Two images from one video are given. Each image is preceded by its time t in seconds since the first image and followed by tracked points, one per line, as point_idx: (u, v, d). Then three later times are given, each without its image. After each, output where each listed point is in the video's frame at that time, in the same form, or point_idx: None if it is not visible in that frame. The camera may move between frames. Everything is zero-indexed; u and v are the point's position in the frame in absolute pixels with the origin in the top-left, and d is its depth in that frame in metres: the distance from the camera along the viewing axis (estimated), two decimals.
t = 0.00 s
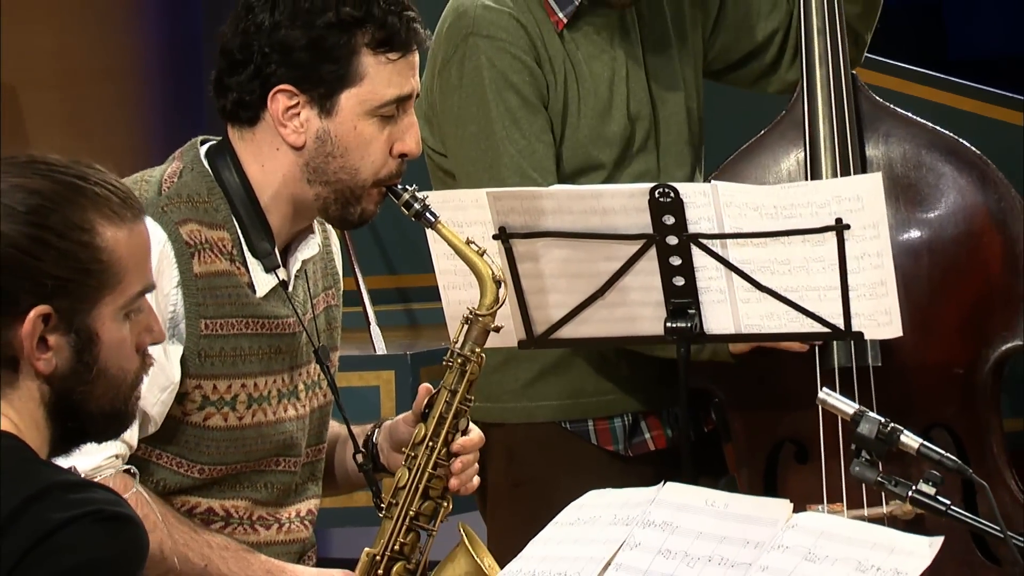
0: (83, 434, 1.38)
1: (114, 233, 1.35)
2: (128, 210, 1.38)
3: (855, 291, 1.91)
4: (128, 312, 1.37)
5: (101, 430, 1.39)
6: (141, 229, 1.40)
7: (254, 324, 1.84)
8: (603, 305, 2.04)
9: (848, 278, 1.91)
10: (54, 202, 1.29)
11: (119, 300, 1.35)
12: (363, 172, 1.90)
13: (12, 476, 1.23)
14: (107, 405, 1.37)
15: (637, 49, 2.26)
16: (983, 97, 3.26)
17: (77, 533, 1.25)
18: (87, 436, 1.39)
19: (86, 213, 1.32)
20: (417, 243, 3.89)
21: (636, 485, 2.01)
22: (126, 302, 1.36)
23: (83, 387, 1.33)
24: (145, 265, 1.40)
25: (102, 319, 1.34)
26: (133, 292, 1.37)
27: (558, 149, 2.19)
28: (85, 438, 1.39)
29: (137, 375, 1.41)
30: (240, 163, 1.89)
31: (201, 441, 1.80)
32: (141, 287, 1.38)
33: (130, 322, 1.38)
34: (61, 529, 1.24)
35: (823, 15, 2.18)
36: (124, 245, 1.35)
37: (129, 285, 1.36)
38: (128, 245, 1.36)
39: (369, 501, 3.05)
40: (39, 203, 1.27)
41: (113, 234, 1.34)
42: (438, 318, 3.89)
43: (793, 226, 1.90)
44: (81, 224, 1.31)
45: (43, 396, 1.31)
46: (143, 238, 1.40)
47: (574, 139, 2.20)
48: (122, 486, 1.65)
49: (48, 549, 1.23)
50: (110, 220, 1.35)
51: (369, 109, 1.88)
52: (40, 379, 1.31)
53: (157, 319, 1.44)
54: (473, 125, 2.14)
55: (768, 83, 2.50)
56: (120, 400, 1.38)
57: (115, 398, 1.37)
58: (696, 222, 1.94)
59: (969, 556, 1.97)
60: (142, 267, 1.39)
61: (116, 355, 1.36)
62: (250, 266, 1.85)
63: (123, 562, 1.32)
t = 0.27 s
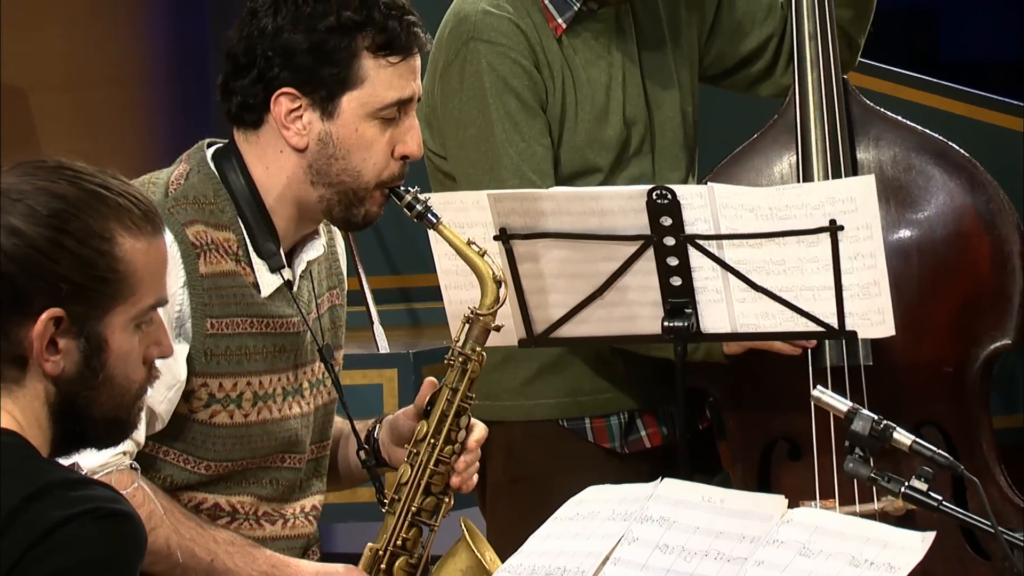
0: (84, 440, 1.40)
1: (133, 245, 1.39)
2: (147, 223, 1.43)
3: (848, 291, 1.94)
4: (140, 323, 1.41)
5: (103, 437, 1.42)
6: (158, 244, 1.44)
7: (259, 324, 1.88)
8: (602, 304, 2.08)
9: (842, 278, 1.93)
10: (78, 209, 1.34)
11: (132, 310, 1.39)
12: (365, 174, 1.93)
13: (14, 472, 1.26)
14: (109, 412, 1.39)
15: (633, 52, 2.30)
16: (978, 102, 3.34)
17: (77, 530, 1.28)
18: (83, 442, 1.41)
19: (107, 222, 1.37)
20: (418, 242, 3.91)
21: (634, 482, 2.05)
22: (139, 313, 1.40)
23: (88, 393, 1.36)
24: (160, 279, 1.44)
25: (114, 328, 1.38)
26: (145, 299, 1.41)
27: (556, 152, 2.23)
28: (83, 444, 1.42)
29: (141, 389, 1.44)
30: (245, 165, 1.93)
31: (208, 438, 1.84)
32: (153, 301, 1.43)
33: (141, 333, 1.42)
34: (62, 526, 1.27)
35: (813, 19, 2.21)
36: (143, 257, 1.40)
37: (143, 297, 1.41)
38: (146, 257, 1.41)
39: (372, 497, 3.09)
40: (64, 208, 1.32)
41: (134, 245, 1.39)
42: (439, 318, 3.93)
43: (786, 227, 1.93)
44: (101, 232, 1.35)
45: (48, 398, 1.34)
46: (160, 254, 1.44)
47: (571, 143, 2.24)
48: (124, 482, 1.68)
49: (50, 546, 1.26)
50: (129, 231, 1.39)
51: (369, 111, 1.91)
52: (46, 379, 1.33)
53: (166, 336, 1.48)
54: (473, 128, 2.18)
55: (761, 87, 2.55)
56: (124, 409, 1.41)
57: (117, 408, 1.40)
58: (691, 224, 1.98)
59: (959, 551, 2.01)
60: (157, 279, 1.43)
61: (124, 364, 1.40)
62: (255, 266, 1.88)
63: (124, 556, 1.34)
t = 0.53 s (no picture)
0: (85, 444, 1.44)
1: (152, 259, 1.42)
2: (170, 241, 1.46)
3: (842, 290, 1.98)
4: (152, 338, 1.45)
5: (102, 445, 1.46)
6: (179, 262, 1.48)
7: (264, 323, 1.92)
8: (602, 304, 2.12)
9: (836, 278, 1.97)
10: (102, 218, 1.38)
11: (144, 326, 1.43)
12: (368, 177, 1.96)
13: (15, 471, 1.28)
14: (113, 420, 1.43)
15: (628, 45, 2.34)
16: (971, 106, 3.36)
17: (77, 528, 1.30)
18: (85, 448, 1.45)
19: (130, 234, 1.40)
20: (423, 244, 3.96)
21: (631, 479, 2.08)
22: (152, 328, 1.44)
23: (92, 401, 1.40)
24: (175, 297, 1.47)
25: (125, 340, 1.41)
26: (160, 308, 1.45)
27: (551, 146, 2.26)
28: (84, 450, 1.45)
29: (146, 402, 1.48)
30: (249, 167, 1.96)
31: (214, 435, 1.88)
32: (168, 316, 1.46)
33: (151, 347, 1.45)
34: (60, 524, 1.29)
35: (806, 18, 2.27)
36: (161, 272, 1.43)
37: (157, 314, 1.44)
38: (164, 274, 1.44)
39: (375, 493, 3.14)
40: (86, 216, 1.36)
41: (153, 259, 1.42)
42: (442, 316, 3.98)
43: (781, 229, 1.97)
44: (124, 244, 1.39)
45: (54, 400, 1.37)
46: (178, 271, 1.48)
47: (565, 137, 2.27)
48: (126, 478, 1.73)
49: (50, 543, 1.28)
50: (152, 245, 1.43)
51: (372, 114, 1.95)
52: (54, 380, 1.37)
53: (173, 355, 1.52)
54: (470, 122, 2.21)
55: (752, 93, 2.58)
56: (127, 418, 1.45)
57: (121, 416, 1.44)
58: (688, 225, 2.02)
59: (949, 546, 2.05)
60: (172, 296, 1.46)
61: (132, 376, 1.43)
62: (260, 267, 1.92)
63: (123, 552, 1.36)
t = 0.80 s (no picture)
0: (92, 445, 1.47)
1: (166, 263, 1.46)
2: (186, 250, 1.50)
3: (836, 288, 2.01)
4: (161, 343, 1.48)
5: (110, 445, 1.48)
6: (193, 271, 1.52)
7: (270, 321, 1.96)
8: (600, 301, 2.16)
9: (830, 276, 2.00)
10: (122, 223, 1.42)
11: (155, 331, 1.46)
12: (372, 178, 2.01)
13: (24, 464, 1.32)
14: (120, 421, 1.46)
15: (627, 51, 2.38)
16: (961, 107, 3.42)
17: (82, 521, 1.32)
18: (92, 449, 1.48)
19: (148, 241, 1.44)
20: (425, 243, 4.00)
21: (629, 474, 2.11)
22: (163, 332, 1.47)
23: (100, 400, 1.43)
24: (188, 305, 1.51)
25: (135, 344, 1.45)
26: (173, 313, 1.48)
27: (550, 148, 2.30)
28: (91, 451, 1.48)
29: (151, 407, 1.51)
30: (255, 167, 2.00)
31: (221, 430, 1.92)
32: (179, 323, 1.50)
33: (161, 352, 1.49)
34: (65, 518, 1.31)
35: (801, 26, 2.30)
36: (174, 277, 1.47)
37: (169, 321, 1.48)
38: (178, 280, 1.48)
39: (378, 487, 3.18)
40: (107, 220, 1.40)
41: (168, 265, 1.47)
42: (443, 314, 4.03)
43: (777, 228, 2.00)
44: (142, 249, 1.43)
45: (63, 398, 1.40)
46: (192, 281, 1.52)
47: (564, 141, 2.30)
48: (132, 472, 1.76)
49: (55, 536, 1.30)
50: (168, 253, 1.47)
51: (377, 117, 1.99)
52: (65, 379, 1.40)
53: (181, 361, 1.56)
54: (467, 127, 2.26)
55: (746, 91, 2.63)
56: (134, 420, 1.48)
57: (126, 420, 1.46)
58: (685, 224, 2.05)
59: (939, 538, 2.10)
60: (185, 303, 1.50)
61: (140, 379, 1.46)
62: (266, 266, 1.96)
63: (131, 546, 1.38)
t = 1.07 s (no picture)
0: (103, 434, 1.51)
1: (170, 253, 1.50)
2: (191, 241, 1.55)
3: (830, 282, 2.06)
4: (168, 331, 1.52)
5: (121, 433, 1.52)
6: (199, 260, 1.56)
7: (275, 315, 2.00)
8: (599, 295, 2.20)
9: (823, 271, 2.05)
10: (127, 215, 1.46)
11: (162, 319, 1.50)
12: (376, 174, 2.05)
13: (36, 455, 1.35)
14: (131, 412, 1.50)
15: (630, 56, 2.42)
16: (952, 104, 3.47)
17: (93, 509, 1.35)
18: (105, 436, 1.51)
19: (153, 232, 1.48)
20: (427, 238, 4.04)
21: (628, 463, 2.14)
22: (171, 320, 1.51)
23: (113, 389, 1.47)
24: (193, 293, 1.55)
25: (145, 334, 1.49)
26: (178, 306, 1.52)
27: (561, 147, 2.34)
28: (103, 439, 1.52)
29: (162, 395, 1.54)
30: (261, 164, 2.04)
31: (227, 422, 1.96)
32: (186, 313, 1.54)
33: (170, 340, 1.53)
34: (78, 506, 1.34)
35: (794, 25, 2.37)
36: (178, 266, 1.51)
37: (175, 309, 1.52)
38: (184, 268, 1.52)
39: (381, 478, 3.23)
40: (112, 213, 1.44)
41: (172, 254, 1.50)
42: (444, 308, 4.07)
43: (772, 223, 2.04)
44: (147, 241, 1.47)
45: (76, 389, 1.45)
46: (199, 269, 1.56)
47: (573, 142, 2.35)
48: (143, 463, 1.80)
49: (66, 524, 1.33)
50: (173, 244, 1.51)
51: (380, 114, 2.03)
52: (76, 371, 1.44)
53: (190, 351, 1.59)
54: (482, 126, 2.29)
55: (747, 89, 2.68)
56: (144, 410, 1.52)
57: (137, 409, 1.51)
58: (683, 219, 2.08)
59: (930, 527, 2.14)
60: (190, 292, 1.54)
61: (150, 368, 1.50)
62: (272, 261, 1.99)
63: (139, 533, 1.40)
